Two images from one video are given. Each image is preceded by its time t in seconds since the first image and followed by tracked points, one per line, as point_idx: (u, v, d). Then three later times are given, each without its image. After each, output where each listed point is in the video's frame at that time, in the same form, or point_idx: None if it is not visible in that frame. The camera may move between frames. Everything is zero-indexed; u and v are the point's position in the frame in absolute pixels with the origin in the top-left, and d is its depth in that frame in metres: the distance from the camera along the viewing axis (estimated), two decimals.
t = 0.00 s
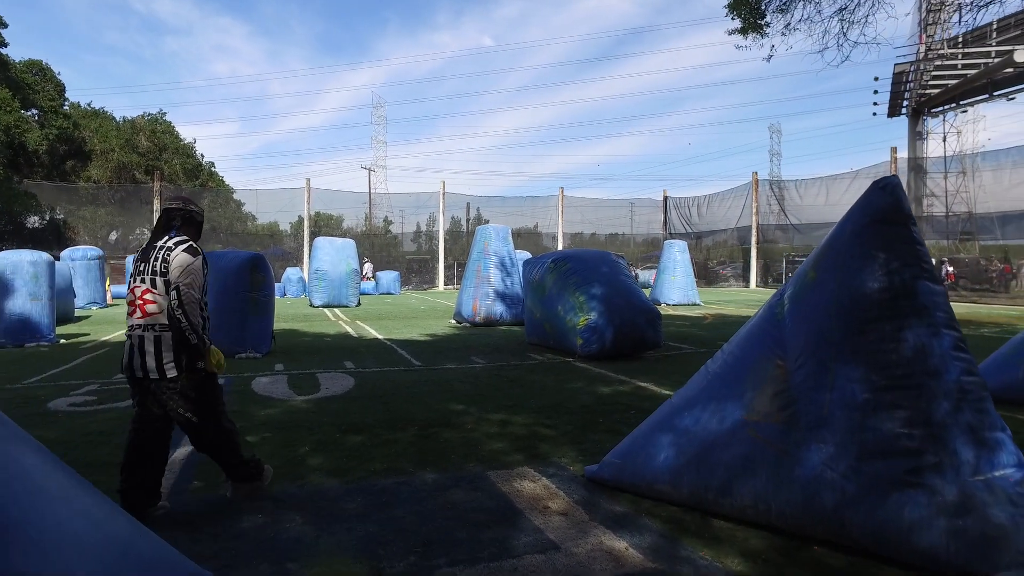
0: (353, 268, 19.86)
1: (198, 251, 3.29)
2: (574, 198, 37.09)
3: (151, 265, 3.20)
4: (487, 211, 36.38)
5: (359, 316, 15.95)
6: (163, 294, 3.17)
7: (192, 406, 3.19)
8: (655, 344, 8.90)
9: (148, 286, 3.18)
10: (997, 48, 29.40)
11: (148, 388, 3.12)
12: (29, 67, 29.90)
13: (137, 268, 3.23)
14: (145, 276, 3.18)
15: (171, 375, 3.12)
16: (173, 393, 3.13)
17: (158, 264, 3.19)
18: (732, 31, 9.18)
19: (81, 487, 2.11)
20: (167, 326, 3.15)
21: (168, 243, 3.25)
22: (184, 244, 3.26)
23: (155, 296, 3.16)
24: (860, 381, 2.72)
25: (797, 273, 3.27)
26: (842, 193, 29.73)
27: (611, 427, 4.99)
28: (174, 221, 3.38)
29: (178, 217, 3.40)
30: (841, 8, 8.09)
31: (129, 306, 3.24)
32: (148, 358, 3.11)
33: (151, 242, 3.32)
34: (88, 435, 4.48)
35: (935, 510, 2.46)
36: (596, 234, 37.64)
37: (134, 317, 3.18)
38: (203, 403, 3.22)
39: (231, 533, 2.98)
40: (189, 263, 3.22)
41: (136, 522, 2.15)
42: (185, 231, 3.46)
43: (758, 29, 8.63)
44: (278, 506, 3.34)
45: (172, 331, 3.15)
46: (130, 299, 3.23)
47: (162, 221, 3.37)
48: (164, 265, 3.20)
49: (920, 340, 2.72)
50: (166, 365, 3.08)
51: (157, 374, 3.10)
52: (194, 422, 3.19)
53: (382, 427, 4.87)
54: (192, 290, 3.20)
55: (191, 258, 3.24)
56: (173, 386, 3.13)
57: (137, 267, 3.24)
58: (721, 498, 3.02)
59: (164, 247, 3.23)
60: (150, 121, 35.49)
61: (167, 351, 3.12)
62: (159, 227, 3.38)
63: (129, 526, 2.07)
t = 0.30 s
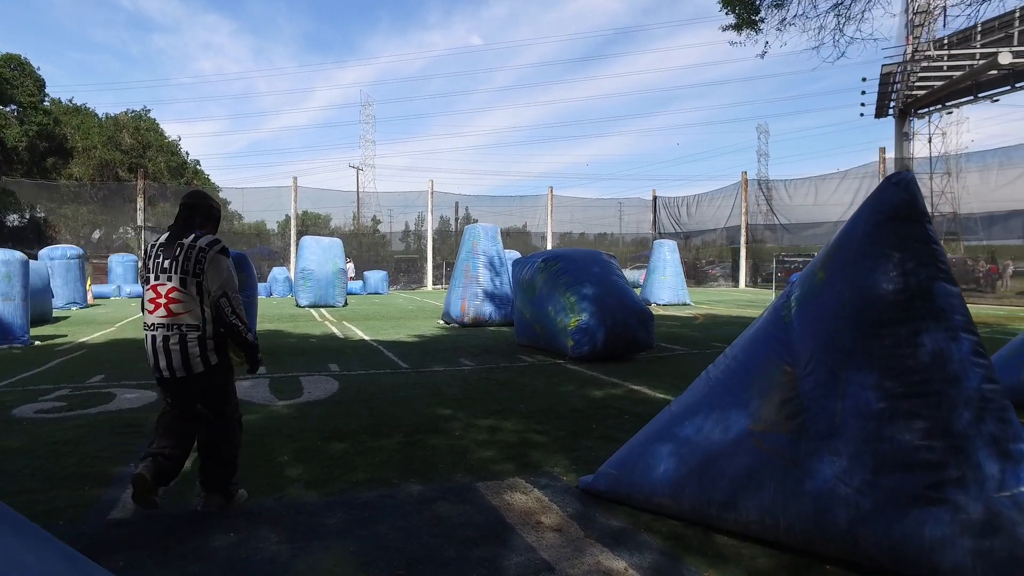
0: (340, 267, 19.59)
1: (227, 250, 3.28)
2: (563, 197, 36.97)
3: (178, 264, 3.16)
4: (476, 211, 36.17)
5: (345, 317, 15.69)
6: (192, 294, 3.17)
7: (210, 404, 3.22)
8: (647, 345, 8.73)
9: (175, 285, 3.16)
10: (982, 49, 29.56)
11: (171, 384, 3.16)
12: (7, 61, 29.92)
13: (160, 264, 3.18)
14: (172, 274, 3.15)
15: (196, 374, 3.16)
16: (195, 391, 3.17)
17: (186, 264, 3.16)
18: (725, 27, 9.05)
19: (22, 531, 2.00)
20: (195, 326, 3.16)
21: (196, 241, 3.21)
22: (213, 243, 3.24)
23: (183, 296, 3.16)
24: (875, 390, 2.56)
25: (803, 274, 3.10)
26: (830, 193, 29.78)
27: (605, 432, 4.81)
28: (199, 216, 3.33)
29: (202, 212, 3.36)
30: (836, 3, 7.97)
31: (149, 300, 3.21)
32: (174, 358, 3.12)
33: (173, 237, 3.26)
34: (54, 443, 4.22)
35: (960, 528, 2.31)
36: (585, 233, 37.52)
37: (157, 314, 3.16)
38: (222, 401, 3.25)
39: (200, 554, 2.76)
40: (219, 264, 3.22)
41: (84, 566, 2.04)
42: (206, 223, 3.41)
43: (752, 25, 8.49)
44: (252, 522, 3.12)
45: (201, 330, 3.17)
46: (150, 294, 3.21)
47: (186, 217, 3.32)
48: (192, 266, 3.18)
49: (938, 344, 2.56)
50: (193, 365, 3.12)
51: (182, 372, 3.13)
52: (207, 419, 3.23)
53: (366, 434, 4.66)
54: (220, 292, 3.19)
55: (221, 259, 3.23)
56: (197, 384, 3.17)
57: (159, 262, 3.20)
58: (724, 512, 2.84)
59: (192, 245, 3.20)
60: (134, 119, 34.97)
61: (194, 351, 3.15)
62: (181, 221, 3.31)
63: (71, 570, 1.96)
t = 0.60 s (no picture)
0: (336, 267, 19.33)
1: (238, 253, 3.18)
2: (561, 197, 36.74)
3: (188, 264, 3.05)
4: (473, 210, 35.89)
5: (341, 317, 15.42)
6: (200, 295, 3.05)
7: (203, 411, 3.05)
8: (650, 347, 8.48)
9: (183, 285, 3.04)
10: (981, 48, 29.44)
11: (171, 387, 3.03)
12: None
13: (168, 263, 3.06)
14: (181, 275, 3.03)
15: (197, 376, 3.02)
16: (192, 395, 3.02)
17: (196, 264, 3.05)
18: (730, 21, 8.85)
19: None
20: (202, 327, 3.04)
21: (209, 241, 3.11)
22: (225, 244, 3.14)
23: (191, 297, 3.04)
24: (916, 402, 2.34)
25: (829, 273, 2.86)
26: (830, 193, 29.63)
27: (610, 441, 4.57)
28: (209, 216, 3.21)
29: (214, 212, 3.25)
30: None
31: (154, 300, 3.08)
32: (175, 359, 2.99)
33: (182, 236, 3.14)
34: (26, 454, 3.95)
35: (1017, 561, 2.12)
36: (583, 233, 37.27)
37: (163, 315, 3.04)
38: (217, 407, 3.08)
39: None
40: (231, 267, 3.12)
41: None
42: (215, 224, 3.30)
43: (758, 19, 8.25)
44: (235, 543, 2.87)
45: (207, 331, 3.05)
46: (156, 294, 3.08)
47: (192, 212, 3.16)
48: (204, 266, 3.07)
49: (985, 353, 2.34)
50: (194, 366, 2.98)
51: (182, 375, 3.00)
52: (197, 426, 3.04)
53: (358, 443, 4.42)
54: (245, 293, 3.14)
55: (232, 260, 3.13)
56: (196, 388, 3.02)
57: (166, 261, 3.07)
58: (746, 535, 2.62)
59: (204, 245, 3.09)
60: (128, 117, 34.66)
61: (197, 353, 3.02)
62: (185, 221, 3.15)
63: None
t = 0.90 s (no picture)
0: (337, 267, 19.08)
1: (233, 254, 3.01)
2: (564, 197, 36.50)
3: (184, 270, 2.90)
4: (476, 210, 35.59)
5: (341, 318, 15.15)
6: (200, 301, 2.89)
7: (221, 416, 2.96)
8: (659, 350, 8.20)
9: (181, 292, 2.89)
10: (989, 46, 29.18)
11: (179, 398, 2.88)
12: None
13: (165, 272, 2.92)
14: (177, 282, 2.88)
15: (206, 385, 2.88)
16: (204, 406, 2.90)
17: (191, 269, 2.90)
18: (743, 15, 8.59)
19: None
20: (205, 333, 2.88)
21: (202, 244, 2.96)
22: (220, 246, 2.98)
23: (190, 304, 2.89)
24: (983, 425, 2.11)
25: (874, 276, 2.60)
26: (836, 192, 29.37)
27: (622, 454, 4.31)
28: (201, 219, 3.07)
29: (208, 215, 3.10)
30: None
31: (155, 311, 2.94)
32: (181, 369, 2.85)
33: (175, 241, 3.00)
34: None
35: None
36: (586, 232, 37.00)
37: (166, 325, 2.90)
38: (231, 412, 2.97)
39: None
40: (228, 268, 2.95)
41: None
42: (210, 228, 3.16)
43: (773, 10, 7.95)
44: None
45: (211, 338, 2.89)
46: (156, 305, 2.94)
47: (183, 217, 3.03)
48: (199, 271, 2.91)
49: None
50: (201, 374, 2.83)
51: (192, 385, 2.86)
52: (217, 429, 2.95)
53: (355, 457, 4.15)
54: (229, 293, 2.93)
55: (227, 261, 2.96)
56: (206, 396, 2.89)
57: (163, 269, 2.94)
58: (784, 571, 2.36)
59: (197, 248, 2.94)
60: (128, 116, 34.40)
61: (204, 361, 2.87)
62: (177, 226, 3.02)
63: None
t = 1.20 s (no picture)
0: (340, 266, 18.82)
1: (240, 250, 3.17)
2: (568, 195, 36.22)
3: (192, 267, 3.04)
4: (480, 209, 35.32)
5: (345, 318, 14.88)
6: (210, 296, 3.05)
7: (237, 407, 3.20)
8: (674, 352, 7.93)
9: (191, 288, 3.04)
10: (998, 43, 28.85)
11: (190, 393, 3.01)
12: None
13: (172, 268, 3.06)
14: (187, 278, 3.03)
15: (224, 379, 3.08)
16: (219, 399, 3.09)
17: (199, 266, 3.04)
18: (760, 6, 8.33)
19: None
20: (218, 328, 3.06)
21: (210, 241, 3.09)
22: (227, 242, 3.13)
23: (202, 299, 3.04)
24: None
25: (939, 276, 2.38)
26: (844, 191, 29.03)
27: (646, 465, 4.05)
28: (210, 215, 3.18)
29: (214, 209, 3.22)
30: None
31: (162, 306, 3.07)
32: (196, 363, 3.01)
33: (183, 237, 3.13)
34: None
35: None
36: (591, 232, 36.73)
37: (175, 319, 3.03)
38: (245, 404, 3.20)
39: None
40: (236, 264, 3.10)
41: None
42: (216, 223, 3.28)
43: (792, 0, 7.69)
44: None
45: (224, 332, 3.08)
46: (164, 299, 3.06)
47: (193, 213, 3.16)
48: (207, 266, 3.06)
49: None
50: (222, 368, 3.03)
51: (208, 380, 3.02)
52: (237, 422, 3.22)
53: (361, 468, 3.87)
54: (235, 289, 3.07)
55: (235, 257, 3.11)
56: (226, 388, 3.10)
57: (171, 264, 3.07)
58: None
59: (205, 245, 3.08)
60: (131, 114, 34.22)
61: (221, 356, 3.06)
62: (185, 223, 3.15)
63: None
